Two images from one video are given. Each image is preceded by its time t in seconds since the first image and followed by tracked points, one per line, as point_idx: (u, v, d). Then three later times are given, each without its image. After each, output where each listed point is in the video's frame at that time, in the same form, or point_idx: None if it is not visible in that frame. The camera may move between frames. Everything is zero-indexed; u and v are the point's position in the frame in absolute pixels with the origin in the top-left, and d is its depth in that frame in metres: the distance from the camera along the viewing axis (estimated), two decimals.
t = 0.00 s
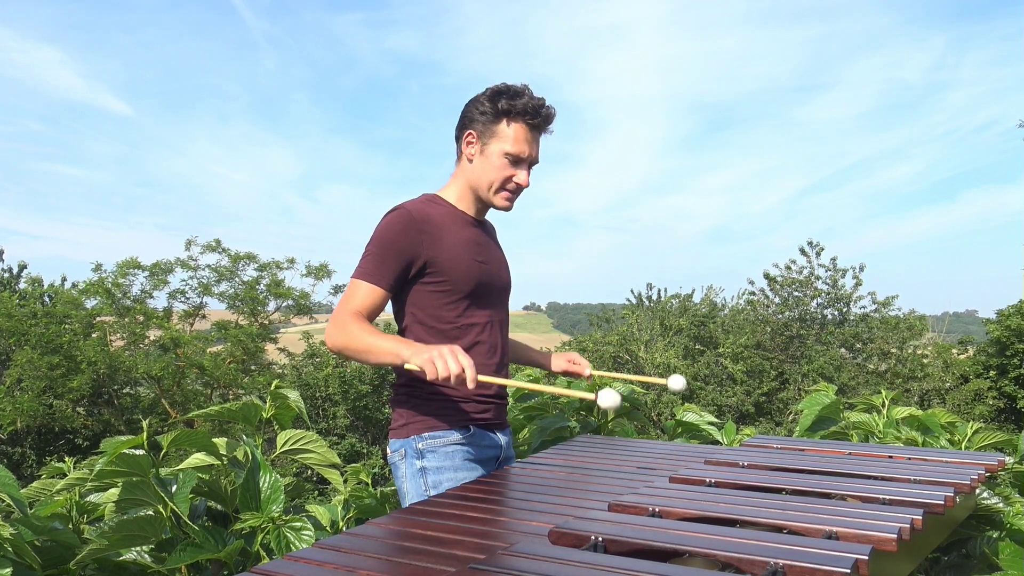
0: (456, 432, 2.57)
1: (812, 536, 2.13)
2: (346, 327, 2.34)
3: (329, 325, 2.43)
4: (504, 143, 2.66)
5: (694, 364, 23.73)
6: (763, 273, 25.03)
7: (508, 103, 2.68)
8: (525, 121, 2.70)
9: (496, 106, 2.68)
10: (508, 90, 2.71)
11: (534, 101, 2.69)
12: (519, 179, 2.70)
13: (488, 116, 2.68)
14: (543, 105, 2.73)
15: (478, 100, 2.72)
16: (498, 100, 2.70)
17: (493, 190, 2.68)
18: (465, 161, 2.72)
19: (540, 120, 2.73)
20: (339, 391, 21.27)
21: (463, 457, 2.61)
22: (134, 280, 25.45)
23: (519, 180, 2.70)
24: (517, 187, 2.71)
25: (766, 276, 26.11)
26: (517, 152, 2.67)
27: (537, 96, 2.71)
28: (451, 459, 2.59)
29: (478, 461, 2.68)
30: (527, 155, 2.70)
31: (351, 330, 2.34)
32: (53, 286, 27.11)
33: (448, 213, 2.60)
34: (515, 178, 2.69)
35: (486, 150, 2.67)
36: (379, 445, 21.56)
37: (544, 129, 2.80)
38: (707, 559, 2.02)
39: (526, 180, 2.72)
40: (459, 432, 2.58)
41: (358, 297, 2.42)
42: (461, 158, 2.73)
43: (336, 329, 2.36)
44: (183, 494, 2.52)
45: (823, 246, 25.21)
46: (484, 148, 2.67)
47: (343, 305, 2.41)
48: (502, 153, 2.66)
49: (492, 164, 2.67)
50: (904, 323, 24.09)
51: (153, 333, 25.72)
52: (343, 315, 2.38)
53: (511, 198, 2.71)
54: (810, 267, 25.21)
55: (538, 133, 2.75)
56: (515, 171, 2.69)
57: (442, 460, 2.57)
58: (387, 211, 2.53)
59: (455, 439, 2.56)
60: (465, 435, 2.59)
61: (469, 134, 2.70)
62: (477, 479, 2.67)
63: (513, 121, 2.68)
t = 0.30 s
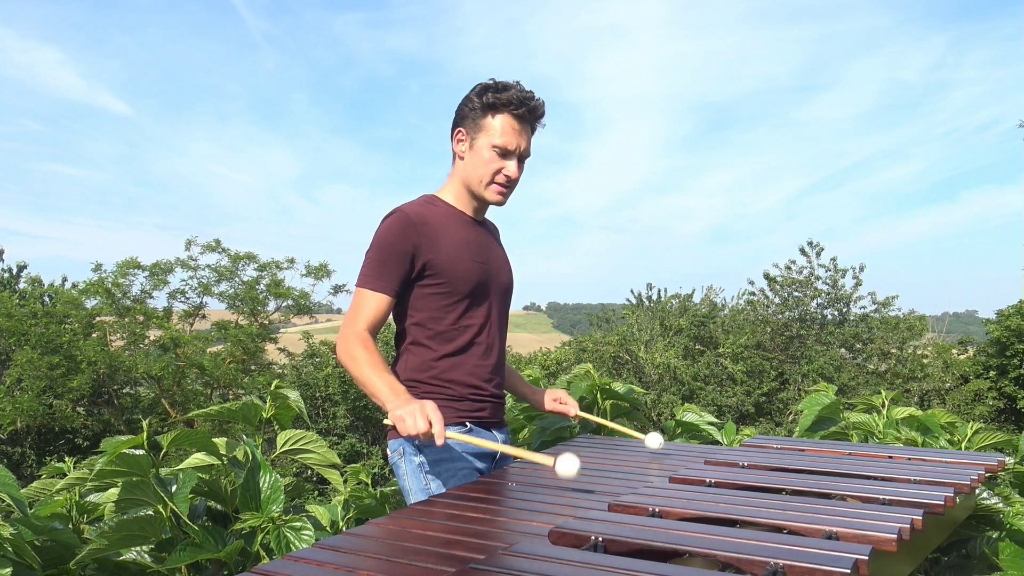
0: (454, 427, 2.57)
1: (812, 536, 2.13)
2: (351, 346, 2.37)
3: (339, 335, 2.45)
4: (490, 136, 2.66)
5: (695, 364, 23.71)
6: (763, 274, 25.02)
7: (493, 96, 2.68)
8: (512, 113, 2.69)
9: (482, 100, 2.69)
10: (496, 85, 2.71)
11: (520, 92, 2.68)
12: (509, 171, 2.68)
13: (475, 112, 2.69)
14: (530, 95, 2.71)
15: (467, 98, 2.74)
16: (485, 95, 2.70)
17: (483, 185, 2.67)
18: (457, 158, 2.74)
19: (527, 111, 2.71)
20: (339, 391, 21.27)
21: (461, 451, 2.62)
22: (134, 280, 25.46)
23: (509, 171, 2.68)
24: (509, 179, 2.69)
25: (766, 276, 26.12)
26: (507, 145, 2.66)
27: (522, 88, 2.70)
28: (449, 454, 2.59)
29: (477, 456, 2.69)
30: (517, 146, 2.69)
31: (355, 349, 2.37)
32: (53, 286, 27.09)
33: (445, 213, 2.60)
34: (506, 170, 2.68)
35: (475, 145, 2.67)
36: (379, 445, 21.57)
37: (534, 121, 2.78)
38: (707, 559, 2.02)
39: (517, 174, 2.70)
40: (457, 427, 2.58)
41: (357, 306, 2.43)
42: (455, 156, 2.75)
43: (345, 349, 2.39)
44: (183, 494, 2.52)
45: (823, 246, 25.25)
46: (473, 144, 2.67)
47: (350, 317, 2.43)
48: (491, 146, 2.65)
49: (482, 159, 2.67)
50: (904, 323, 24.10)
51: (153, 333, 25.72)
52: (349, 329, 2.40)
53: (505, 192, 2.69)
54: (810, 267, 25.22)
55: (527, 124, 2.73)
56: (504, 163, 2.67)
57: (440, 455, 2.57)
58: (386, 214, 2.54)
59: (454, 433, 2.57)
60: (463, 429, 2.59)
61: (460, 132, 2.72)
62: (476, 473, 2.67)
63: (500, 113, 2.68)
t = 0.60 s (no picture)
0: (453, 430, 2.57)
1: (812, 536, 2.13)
2: (358, 347, 2.40)
3: (341, 339, 2.47)
4: (498, 140, 2.67)
5: (694, 364, 23.69)
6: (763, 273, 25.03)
7: (496, 100, 2.69)
8: (514, 116, 2.71)
9: (486, 105, 2.69)
10: (495, 88, 2.72)
11: (522, 95, 2.69)
12: (517, 174, 2.71)
13: (479, 116, 2.68)
14: (532, 98, 2.73)
15: (467, 101, 2.73)
16: (486, 99, 2.71)
17: (493, 189, 2.69)
18: (458, 162, 2.72)
19: (530, 113, 2.74)
20: (339, 391, 21.26)
21: (461, 455, 2.61)
22: (135, 280, 25.45)
23: (518, 174, 2.72)
24: (517, 182, 2.73)
25: (766, 276, 26.14)
26: (513, 148, 2.68)
27: (523, 90, 2.71)
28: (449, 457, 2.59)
29: (477, 461, 2.68)
30: (521, 149, 2.71)
31: (363, 351, 2.39)
32: (54, 286, 27.09)
33: (445, 216, 2.60)
34: (513, 174, 2.70)
35: (483, 150, 2.68)
36: (379, 445, 21.57)
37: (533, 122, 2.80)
38: (707, 559, 2.02)
39: (522, 175, 2.73)
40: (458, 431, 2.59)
41: (360, 310, 2.44)
42: (455, 160, 2.74)
43: (352, 353, 2.41)
44: (183, 494, 2.52)
45: (823, 246, 25.29)
46: (479, 149, 2.67)
47: (353, 320, 2.44)
48: (498, 150, 2.67)
49: (488, 163, 2.68)
50: (904, 323, 24.15)
51: (153, 333, 25.71)
52: (352, 333, 2.43)
53: (511, 194, 2.73)
54: (810, 267, 25.24)
55: (529, 128, 2.76)
56: (513, 167, 2.70)
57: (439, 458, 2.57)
58: (385, 217, 2.54)
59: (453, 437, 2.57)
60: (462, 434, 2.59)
61: (462, 136, 2.70)
62: (476, 478, 2.66)
63: (504, 117, 2.69)
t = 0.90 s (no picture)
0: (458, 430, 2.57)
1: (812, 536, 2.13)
2: (348, 334, 2.36)
3: (331, 328, 2.44)
4: (510, 144, 2.68)
5: (695, 364, 23.72)
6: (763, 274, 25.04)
7: (510, 102, 2.68)
8: (524, 119, 2.72)
9: (500, 106, 2.68)
10: (508, 90, 2.72)
11: (535, 101, 2.71)
12: (523, 177, 2.74)
13: (493, 118, 2.66)
14: (543, 103, 2.75)
15: (477, 100, 2.71)
16: (500, 99, 2.70)
17: (500, 192, 2.72)
18: (466, 160, 2.71)
19: (542, 117, 2.76)
20: (339, 391, 21.26)
21: (464, 455, 2.62)
22: (134, 280, 25.46)
23: (524, 179, 2.74)
24: (522, 186, 2.75)
25: (766, 276, 26.15)
26: (523, 153, 2.70)
27: (535, 94, 2.72)
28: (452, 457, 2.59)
29: (479, 460, 2.68)
30: (531, 154, 2.73)
31: (353, 337, 2.35)
32: (54, 286, 27.11)
33: (450, 214, 2.60)
34: (520, 177, 2.73)
35: (494, 152, 2.68)
36: (379, 445, 21.56)
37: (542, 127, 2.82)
38: (707, 559, 2.02)
39: (529, 178, 2.76)
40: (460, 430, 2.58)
41: (359, 301, 2.42)
42: (462, 157, 2.72)
43: (339, 338, 2.37)
44: (183, 494, 2.52)
45: (822, 246, 25.34)
46: (490, 150, 2.67)
47: (346, 309, 2.42)
48: (508, 154, 2.68)
49: (500, 166, 2.69)
50: (904, 323, 24.18)
51: (153, 333, 25.72)
52: (343, 319, 2.39)
53: (516, 197, 2.75)
54: (810, 267, 25.26)
55: (538, 132, 2.78)
56: (521, 171, 2.72)
57: (442, 458, 2.57)
58: (389, 213, 2.53)
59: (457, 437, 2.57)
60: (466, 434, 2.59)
61: (471, 135, 2.68)
62: (477, 478, 2.66)
63: (516, 121, 2.70)
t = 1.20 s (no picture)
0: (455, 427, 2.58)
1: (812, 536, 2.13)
2: (346, 334, 2.37)
3: (333, 330, 2.44)
4: (506, 140, 2.68)
5: (695, 364, 23.73)
6: (763, 274, 25.03)
7: (506, 101, 2.69)
8: (522, 117, 2.72)
9: (496, 105, 2.69)
10: (505, 89, 2.72)
11: (532, 98, 2.71)
12: (522, 175, 2.72)
13: (489, 116, 2.68)
14: (541, 100, 2.74)
15: (476, 100, 2.72)
16: (497, 99, 2.71)
17: (498, 189, 2.69)
18: (464, 160, 2.72)
19: (540, 115, 2.75)
20: (339, 391, 21.27)
21: (463, 452, 2.62)
22: (134, 280, 25.47)
23: (523, 176, 2.72)
24: (521, 184, 2.73)
25: (766, 276, 26.15)
26: (520, 150, 2.69)
27: (533, 92, 2.73)
28: (451, 454, 2.59)
29: (478, 458, 2.68)
30: (528, 152, 2.72)
31: (353, 338, 2.36)
32: (54, 286, 27.10)
33: (446, 213, 2.60)
34: (518, 175, 2.71)
35: (490, 149, 2.67)
36: (379, 445, 21.55)
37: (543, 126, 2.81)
38: (708, 559, 2.02)
39: (527, 177, 2.74)
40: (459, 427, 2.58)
41: (359, 303, 2.42)
42: (460, 157, 2.73)
43: (341, 340, 2.38)
44: (183, 493, 2.52)
45: (823, 245, 25.36)
46: (486, 147, 2.67)
47: (347, 312, 2.42)
48: (504, 150, 2.67)
49: (495, 163, 2.68)
50: (904, 323, 24.17)
51: (153, 333, 25.72)
52: (344, 321, 2.40)
53: (515, 195, 2.73)
54: (810, 267, 25.27)
55: (537, 130, 2.77)
56: (519, 167, 2.70)
57: (441, 454, 2.58)
58: (386, 213, 2.54)
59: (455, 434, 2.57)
60: (464, 431, 2.59)
61: (468, 134, 2.69)
62: (477, 476, 2.66)
63: (513, 118, 2.69)
